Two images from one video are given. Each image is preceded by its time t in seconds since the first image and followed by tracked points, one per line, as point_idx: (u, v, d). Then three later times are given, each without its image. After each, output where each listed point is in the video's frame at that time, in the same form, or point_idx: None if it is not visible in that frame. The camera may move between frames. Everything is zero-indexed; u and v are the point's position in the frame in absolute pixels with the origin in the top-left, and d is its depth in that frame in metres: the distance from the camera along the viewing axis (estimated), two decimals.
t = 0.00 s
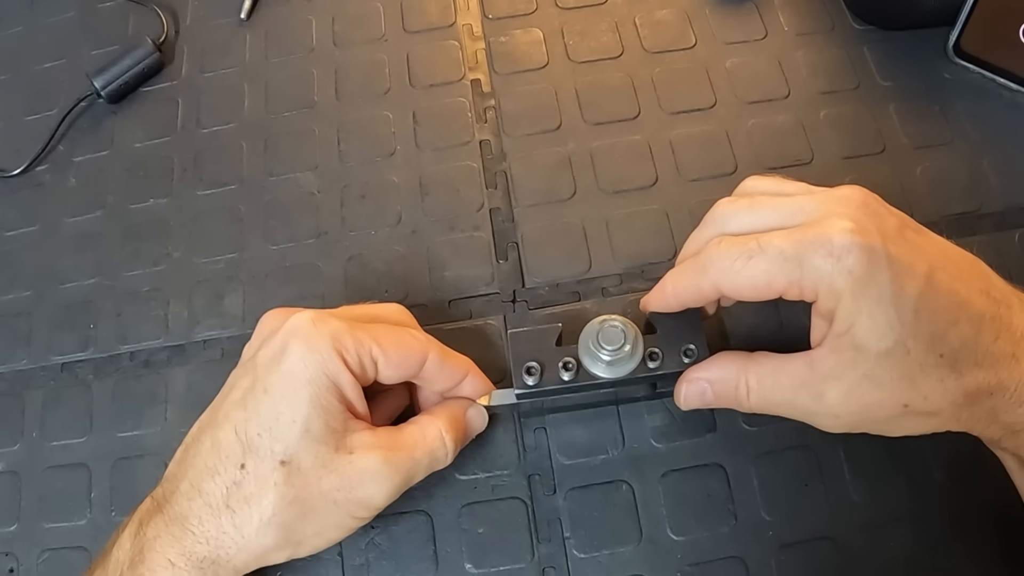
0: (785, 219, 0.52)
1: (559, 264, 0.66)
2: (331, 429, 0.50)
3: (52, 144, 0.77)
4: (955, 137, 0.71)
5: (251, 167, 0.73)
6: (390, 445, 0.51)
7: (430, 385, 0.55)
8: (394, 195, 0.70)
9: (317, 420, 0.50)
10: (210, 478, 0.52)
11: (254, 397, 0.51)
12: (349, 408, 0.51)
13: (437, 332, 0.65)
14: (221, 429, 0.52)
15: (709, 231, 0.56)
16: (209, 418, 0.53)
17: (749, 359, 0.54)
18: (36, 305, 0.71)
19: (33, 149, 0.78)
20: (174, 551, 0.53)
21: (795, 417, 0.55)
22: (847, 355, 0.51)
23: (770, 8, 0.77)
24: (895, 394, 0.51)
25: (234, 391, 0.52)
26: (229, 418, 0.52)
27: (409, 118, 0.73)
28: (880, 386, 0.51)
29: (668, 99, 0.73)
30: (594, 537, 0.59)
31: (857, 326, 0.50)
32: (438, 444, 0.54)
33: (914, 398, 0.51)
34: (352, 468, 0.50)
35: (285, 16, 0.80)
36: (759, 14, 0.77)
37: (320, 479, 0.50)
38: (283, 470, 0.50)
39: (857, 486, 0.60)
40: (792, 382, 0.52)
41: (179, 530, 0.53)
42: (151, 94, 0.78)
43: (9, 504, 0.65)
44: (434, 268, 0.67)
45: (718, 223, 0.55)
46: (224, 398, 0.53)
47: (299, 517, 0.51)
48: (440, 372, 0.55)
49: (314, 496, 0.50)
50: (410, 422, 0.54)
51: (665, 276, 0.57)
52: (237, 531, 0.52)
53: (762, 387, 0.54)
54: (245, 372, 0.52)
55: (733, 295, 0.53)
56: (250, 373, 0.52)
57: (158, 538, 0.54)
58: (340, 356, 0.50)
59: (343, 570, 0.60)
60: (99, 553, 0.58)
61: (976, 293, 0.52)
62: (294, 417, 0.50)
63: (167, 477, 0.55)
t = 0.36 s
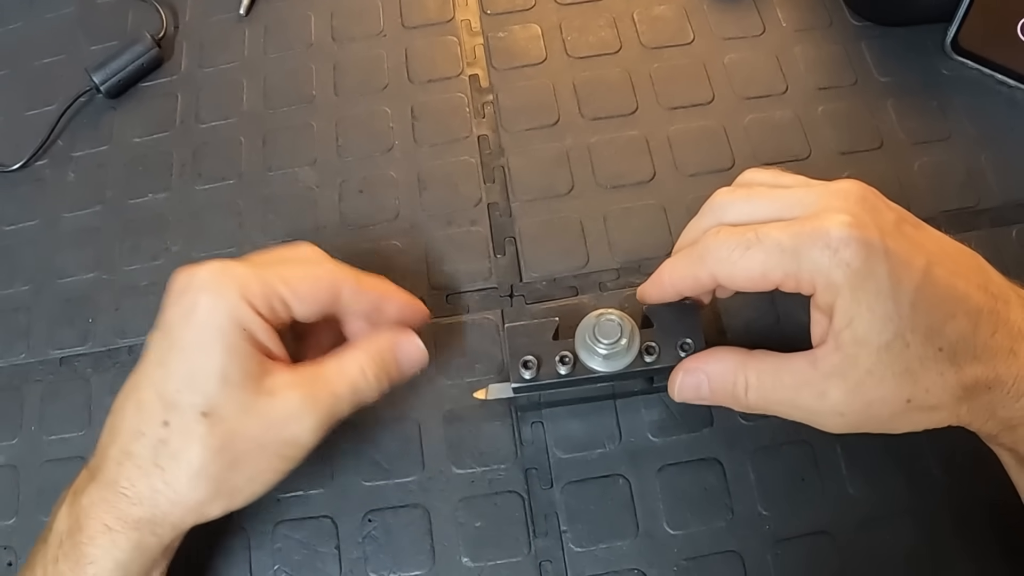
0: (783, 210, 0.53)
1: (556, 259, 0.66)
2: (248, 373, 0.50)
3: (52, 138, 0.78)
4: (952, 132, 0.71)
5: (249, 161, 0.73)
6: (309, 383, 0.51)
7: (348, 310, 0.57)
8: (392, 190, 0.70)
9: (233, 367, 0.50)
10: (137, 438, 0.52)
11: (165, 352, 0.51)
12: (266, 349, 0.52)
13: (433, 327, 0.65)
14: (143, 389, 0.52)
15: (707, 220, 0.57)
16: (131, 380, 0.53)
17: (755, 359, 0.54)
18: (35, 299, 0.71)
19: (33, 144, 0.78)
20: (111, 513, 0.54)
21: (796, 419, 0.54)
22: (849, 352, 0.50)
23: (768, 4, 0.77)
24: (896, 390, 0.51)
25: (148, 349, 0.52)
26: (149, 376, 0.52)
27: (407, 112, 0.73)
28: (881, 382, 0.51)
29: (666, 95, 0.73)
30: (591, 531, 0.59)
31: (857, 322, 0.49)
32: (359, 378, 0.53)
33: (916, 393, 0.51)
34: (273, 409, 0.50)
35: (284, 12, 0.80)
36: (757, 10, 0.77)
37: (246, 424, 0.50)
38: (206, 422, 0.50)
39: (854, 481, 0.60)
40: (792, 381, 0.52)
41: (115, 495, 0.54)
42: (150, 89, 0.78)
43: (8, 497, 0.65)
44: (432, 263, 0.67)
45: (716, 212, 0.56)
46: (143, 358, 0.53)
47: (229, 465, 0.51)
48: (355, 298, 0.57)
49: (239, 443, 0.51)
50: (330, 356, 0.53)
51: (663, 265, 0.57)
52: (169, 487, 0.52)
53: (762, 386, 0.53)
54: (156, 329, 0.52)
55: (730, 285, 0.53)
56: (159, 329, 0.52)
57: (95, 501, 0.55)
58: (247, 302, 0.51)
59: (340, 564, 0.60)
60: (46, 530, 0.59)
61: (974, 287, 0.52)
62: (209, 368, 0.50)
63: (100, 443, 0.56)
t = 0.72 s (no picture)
0: (785, 200, 0.52)
1: (554, 253, 0.66)
2: (203, 347, 0.53)
3: (46, 132, 0.77)
4: (954, 126, 0.70)
5: (243, 155, 0.73)
6: (262, 339, 0.54)
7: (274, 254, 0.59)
8: (388, 183, 0.70)
9: (189, 346, 0.52)
10: (111, 437, 0.54)
11: (120, 347, 0.52)
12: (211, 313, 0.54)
13: (429, 322, 0.64)
14: (103, 390, 0.53)
15: (707, 210, 0.56)
16: (86, 384, 0.55)
17: (761, 350, 0.52)
18: (29, 294, 0.71)
19: (26, 138, 0.77)
20: (101, 515, 0.54)
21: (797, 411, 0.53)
22: (851, 345, 0.50)
23: None
24: (898, 384, 0.50)
25: (97, 349, 0.54)
26: (106, 375, 0.53)
27: (403, 105, 0.73)
28: (883, 376, 0.50)
29: (665, 87, 0.72)
30: (589, 528, 0.59)
31: (859, 314, 0.49)
32: (302, 311, 0.56)
33: (920, 386, 0.51)
34: (235, 371, 0.53)
35: (279, 4, 0.80)
36: (756, 2, 0.76)
37: (219, 401, 0.53)
38: (178, 406, 0.52)
39: (854, 478, 0.59)
40: (795, 372, 0.51)
41: (102, 495, 0.54)
42: (144, 82, 0.78)
43: None
44: (428, 258, 0.67)
45: (717, 202, 0.55)
46: (91, 361, 0.54)
47: (209, 439, 0.54)
48: (277, 242, 0.58)
49: (214, 414, 0.53)
50: (269, 304, 0.56)
51: (663, 255, 0.57)
52: (157, 476, 0.53)
53: (767, 375, 0.52)
54: (99, 325, 0.54)
55: (730, 276, 0.53)
56: (104, 324, 0.53)
57: (80, 506, 0.55)
58: (183, 276, 0.52)
59: (334, 561, 0.59)
60: (27, 531, 0.57)
61: (977, 281, 0.52)
62: (167, 353, 0.52)
63: (67, 448, 0.56)
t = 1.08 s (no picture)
0: (795, 197, 0.52)
1: (562, 250, 0.65)
2: (224, 348, 0.52)
3: (50, 126, 0.77)
4: (961, 125, 0.70)
5: (250, 151, 0.72)
6: (284, 342, 0.54)
7: (293, 258, 0.59)
8: (395, 179, 0.69)
9: (209, 346, 0.52)
10: (129, 435, 0.53)
11: (142, 345, 0.52)
12: (232, 317, 0.54)
13: (435, 319, 0.64)
14: (122, 388, 0.53)
15: (718, 206, 0.56)
16: (103, 380, 0.54)
17: (773, 344, 0.52)
18: (33, 289, 0.70)
19: (30, 132, 0.77)
20: (117, 513, 0.54)
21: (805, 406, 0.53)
22: (863, 343, 0.49)
23: None
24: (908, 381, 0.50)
25: (117, 345, 0.53)
26: (125, 372, 0.53)
27: (410, 101, 0.72)
28: (894, 373, 0.50)
29: (673, 85, 0.72)
30: (597, 526, 0.58)
31: (871, 312, 0.49)
32: (322, 316, 0.56)
33: (930, 383, 0.51)
34: (254, 374, 0.53)
35: None
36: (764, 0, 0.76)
37: (238, 402, 0.53)
38: (197, 406, 0.52)
39: (862, 476, 0.59)
40: (806, 368, 0.51)
41: (118, 491, 0.54)
42: (149, 76, 0.77)
43: (3, 489, 0.64)
44: (436, 254, 0.66)
45: (727, 198, 0.55)
46: (109, 356, 0.54)
47: (226, 439, 0.54)
48: (299, 246, 0.58)
49: (233, 416, 0.53)
50: (289, 306, 0.56)
51: (672, 251, 0.56)
52: (173, 475, 0.53)
53: (780, 370, 0.52)
54: (120, 321, 0.53)
55: (740, 273, 0.52)
56: (125, 321, 0.53)
57: (95, 503, 0.54)
58: (207, 278, 0.52)
59: (341, 559, 0.59)
60: (39, 526, 0.57)
61: (988, 280, 0.52)
62: (188, 352, 0.52)
63: (81, 443, 0.56)
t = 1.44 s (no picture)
0: (799, 188, 0.52)
1: (562, 246, 0.65)
2: (227, 344, 0.52)
3: (50, 122, 0.76)
4: (962, 124, 0.70)
5: (250, 147, 0.72)
6: (286, 338, 0.54)
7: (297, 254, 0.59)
8: (395, 176, 0.69)
9: (212, 343, 0.52)
10: (131, 430, 0.53)
11: (145, 340, 0.52)
12: (235, 315, 0.54)
13: (434, 316, 0.64)
14: (125, 383, 0.53)
15: (721, 197, 0.56)
16: (106, 375, 0.54)
17: (774, 328, 0.52)
18: (32, 285, 0.70)
19: (30, 128, 0.77)
20: (118, 507, 0.54)
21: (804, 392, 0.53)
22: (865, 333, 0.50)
23: None
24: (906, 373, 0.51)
25: (120, 340, 0.53)
26: (127, 367, 0.53)
27: (410, 98, 0.72)
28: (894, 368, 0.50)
29: (673, 82, 0.72)
30: (597, 522, 0.58)
31: (873, 303, 0.49)
32: (325, 313, 0.56)
33: (930, 376, 0.51)
34: (257, 370, 0.53)
35: None
36: None
37: (240, 399, 0.53)
38: (199, 402, 0.52)
39: (862, 473, 0.59)
40: (806, 354, 0.51)
41: (119, 486, 0.54)
42: (149, 72, 0.77)
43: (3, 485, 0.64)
44: (436, 251, 0.66)
45: (731, 189, 0.55)
46: (113, 350, 0.54)
47: (228, 436, 0.53)
48: (303, 243, 0.58)
49: (235, 412, 0.53)
50: (292, 304, 0.56)
51: (674, 242, 0.56)
52: (175, 470, 0.53)
53: (783, 354, 0.52)
54: (123, 317, 0.53)
55: (743, 265, 0.52)
56: (129, 316, 0.53)
57: (97, 498, 0.54)
58: (211, 275, 0.52)
59: (340, 555, 0.59)
60: (40, 521, 0.57)
61: (990, 276, 0.52)
62: (191, 349, 0.52)
63: (84, 438, 0.55)
